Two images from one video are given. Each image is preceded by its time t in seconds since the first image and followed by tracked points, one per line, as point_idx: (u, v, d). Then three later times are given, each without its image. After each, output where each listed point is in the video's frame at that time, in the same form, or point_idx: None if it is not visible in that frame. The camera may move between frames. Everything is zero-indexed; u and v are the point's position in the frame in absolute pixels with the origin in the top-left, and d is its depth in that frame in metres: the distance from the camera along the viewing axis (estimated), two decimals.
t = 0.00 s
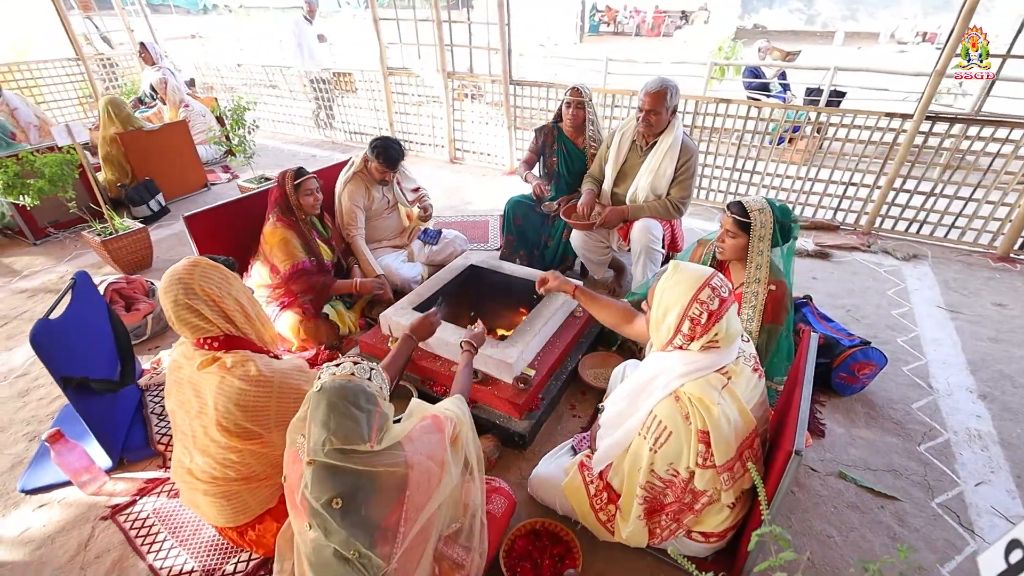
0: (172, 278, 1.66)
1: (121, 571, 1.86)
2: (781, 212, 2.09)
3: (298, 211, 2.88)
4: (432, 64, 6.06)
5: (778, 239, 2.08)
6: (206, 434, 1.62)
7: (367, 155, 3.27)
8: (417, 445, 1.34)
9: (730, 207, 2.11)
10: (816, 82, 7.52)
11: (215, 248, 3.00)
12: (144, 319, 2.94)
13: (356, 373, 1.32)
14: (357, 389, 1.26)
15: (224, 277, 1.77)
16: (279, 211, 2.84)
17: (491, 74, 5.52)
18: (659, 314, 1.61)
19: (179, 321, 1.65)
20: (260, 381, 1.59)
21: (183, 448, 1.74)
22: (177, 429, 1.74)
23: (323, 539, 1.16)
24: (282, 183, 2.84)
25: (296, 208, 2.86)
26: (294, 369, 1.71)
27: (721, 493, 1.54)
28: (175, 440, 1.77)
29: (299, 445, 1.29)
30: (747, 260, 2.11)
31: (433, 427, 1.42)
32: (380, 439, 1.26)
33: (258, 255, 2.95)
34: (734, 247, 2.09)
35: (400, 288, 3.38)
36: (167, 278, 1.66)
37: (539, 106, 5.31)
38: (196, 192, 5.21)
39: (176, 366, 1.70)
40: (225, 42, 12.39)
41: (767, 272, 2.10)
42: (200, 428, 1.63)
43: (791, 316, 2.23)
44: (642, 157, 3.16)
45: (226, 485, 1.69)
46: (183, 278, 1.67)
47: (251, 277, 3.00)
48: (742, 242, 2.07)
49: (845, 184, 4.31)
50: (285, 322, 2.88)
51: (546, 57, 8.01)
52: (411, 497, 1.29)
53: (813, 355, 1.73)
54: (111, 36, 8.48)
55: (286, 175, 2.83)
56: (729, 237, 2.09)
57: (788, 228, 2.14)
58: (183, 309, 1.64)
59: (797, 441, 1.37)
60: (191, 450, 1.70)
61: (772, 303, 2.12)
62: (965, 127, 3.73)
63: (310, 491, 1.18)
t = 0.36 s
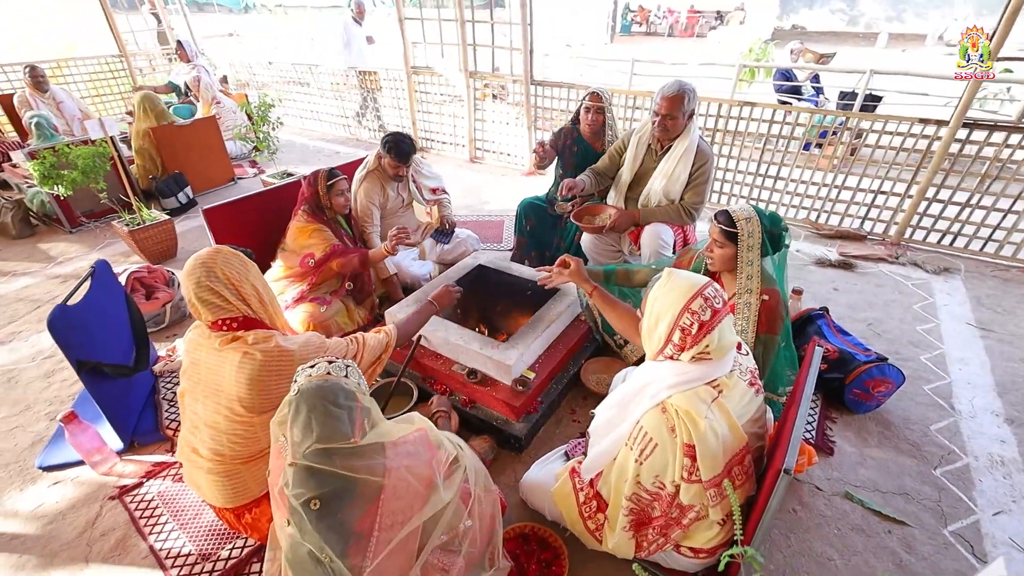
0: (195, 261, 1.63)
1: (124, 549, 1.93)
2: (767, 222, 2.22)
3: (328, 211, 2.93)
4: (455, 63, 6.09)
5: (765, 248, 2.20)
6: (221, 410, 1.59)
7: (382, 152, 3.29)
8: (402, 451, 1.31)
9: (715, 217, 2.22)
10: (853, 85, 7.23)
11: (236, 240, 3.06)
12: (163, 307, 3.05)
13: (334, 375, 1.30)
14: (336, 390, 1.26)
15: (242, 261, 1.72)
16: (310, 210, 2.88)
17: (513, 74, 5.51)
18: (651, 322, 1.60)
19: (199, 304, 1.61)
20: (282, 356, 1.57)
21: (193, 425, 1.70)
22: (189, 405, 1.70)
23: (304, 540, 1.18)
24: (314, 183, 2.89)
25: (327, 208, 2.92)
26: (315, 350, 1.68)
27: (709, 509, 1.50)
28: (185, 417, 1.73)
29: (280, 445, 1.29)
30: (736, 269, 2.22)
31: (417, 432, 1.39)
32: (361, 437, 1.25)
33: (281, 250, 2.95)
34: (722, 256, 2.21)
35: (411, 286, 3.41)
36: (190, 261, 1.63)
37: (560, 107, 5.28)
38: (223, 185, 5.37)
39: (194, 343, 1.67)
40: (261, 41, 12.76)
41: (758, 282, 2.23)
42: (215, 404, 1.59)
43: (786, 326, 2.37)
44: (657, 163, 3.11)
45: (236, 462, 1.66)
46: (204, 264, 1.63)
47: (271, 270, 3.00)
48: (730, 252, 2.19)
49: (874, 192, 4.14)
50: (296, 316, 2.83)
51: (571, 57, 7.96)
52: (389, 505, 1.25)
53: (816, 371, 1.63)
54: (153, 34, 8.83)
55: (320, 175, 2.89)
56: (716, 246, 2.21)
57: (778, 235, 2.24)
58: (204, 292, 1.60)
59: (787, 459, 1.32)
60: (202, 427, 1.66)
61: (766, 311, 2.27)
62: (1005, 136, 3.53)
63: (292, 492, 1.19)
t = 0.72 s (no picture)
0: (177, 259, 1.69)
1: (124, 527, 2.02)
2: (759, 229, 2.19)
3: (332, 208, 2.99)
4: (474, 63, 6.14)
5: (759, 258, 2.20)
6: (200, 402, 1.66)
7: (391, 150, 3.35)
8: (364, 456, 1.40)
9: (707, 230, 2.24)
10: (885, 89, 6.98)
11: (247, 234, 3.17)
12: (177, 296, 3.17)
13: (294, 381, 1.39)
14: (291, 393, 1.35)
15: (226, 271, 1.76)
16: (314, 207, 2.95)
17: (530, 74, 5.52)
18: (631, 326, 1.59)
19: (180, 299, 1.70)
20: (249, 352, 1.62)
21: (181, 416, 1.78)
22: (177, 397, 1.78)
23: (262, 538, 1.28)
24: (319, 181, 2.96)
25: (331, 205, 2.99)
26: (283, 345, 1.72)
27: (683, 518, 1.48)
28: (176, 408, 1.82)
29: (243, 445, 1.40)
30: (730, 281, 2.25)
31: (388, 438, 1.50)
32: (316, 441, 1.33)
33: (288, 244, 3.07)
34: (719, 270, 2.24)
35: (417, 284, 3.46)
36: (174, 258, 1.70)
37: (575, 108, 5.26)
38: (246, 180, 5.55)
39: (179, 337, 1.75)
40: (293, 40, 13.10)
41: (751, 292, 2.23)
42: (195, 396, 1.67)
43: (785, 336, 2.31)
44: (662, 167, 3.08)
45: (214, 455, 1.71)
46: (186, 269, 1.68)
47: (279, 264, 3.12)
48: (725, 265, 2.22)
49: (897, 200, 3.99)
50: (300, 309, 2.95)
51: (593, 58, 7.91)
52: (349, 509, 1.34)
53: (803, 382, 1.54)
54: (189, 33, 9.17)
55: (324, 173, 2.95)
56: (711, 258, 2.23)
57: (773, 241, 2.21)
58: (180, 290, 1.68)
59: (757, 472, 1.30)
60: (186, 418, 1.74)
61: (761, 324, 2.24)
62: None
63: (250, 493, 1.30)
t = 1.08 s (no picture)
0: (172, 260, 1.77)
1: (134, 498, 2.15)
2: (771, 232, 2.09)
3: (336, 201, 3.07)
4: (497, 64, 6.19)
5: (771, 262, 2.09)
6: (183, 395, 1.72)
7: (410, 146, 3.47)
8: (344, 448, 1.49)
9: (717, 234, 2.15)
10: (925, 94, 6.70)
11: (263, 227, 3.30)
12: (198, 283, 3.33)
13: (278, 368, 1.46)
14: (275, 377, 1.43)
15: (201, 285, 1.74)
16: (320, 201, 3.04)
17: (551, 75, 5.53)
18: (616, 322, 1.59)
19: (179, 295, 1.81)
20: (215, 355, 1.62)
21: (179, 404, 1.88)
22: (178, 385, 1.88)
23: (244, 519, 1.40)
24: (322, 174, 3.03)
25: (335, 198, 3.06)
26: (253, 350, 1.73)
27: (659, 517, 1.49)
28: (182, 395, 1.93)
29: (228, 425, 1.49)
30: (740, 286, 2.13)
31: (372, 433, 1.58)
32: (293, 426, 1.41)
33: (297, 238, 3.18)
34: (732, 277, 2.13)
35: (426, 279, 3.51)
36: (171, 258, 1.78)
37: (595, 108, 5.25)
38: (273, 174, 5.75)
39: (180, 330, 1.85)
40: (328, 38, 13.45)
41: (760, 297, 2.11)
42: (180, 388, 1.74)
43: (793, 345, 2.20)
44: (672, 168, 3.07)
45: (199, 445, 1.78)
46: (175, 270, 1.74)
47: (291, 256, 3.23)
48: (737, 271, 2.10)
49: (924, 209, 3.84)
50: (311, 300, 3.05)
51: (619, 59, 7.87)
52: (327, 499, 1.45)
53: (783, 398, 1.56)
54: (228, 32, 9.53)
55: (325, 167, 3.03)
56: (723, 265, 2.13)
57: (784, 244, 2.12)
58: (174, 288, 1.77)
59: (728, 475, 1.30)
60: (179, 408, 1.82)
61: (768, 330, 2.12)
62: None
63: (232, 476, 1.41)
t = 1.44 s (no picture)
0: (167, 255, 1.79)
1: (141, 474, 2.25)
2: (774, 237, 2.04)
3: (340, 192, 3.10)
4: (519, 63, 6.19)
5: (773, 268, 2.04)
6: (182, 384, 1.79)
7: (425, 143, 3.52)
8: (330, 439, 1.52)
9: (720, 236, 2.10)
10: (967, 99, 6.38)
11: (279, 220, 3.40)
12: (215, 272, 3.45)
13: (268, 356, 1.49)
14: (262, 363, 1.46)
15: (194, 281, 1.74)
16: (325, 192, 3.09)
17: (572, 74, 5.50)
18: (601, 322, 1.57)
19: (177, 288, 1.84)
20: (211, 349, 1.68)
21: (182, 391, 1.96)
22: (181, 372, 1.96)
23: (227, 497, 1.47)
24: (327, 166, 3.07)
25: (338, 189, 3.09)
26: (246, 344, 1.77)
27: (637, 522, 1.47)
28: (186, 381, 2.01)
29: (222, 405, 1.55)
30: (740, 291, 2.06)
31: (358, 426, 1.60)
32: (276, 411, 1.45)
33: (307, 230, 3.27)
34: (730, 279, 2.06)
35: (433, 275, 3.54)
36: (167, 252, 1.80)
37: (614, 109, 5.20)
38: (296, 168, 5.90)
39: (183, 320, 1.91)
40: (360, 36, 13.68)
41: (761, 304, 2.05)
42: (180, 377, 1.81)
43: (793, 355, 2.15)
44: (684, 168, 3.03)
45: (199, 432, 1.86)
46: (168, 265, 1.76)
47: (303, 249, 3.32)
48: (737, 274, 2.04)
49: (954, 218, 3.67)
50: (320, 291, 3.14)
51: (645, 60, 7.76)
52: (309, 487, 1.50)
53: (772, 406, 1.52)
54: (262, 29, 9.81)
55: (329, 160, 3.05)
56: (722, 266, 2.07)
57: (787, 252, 2.07)
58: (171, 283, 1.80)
59: (703, 483, 1.27)
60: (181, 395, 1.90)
61: (768, 340, 2.09)
62: None
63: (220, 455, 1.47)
